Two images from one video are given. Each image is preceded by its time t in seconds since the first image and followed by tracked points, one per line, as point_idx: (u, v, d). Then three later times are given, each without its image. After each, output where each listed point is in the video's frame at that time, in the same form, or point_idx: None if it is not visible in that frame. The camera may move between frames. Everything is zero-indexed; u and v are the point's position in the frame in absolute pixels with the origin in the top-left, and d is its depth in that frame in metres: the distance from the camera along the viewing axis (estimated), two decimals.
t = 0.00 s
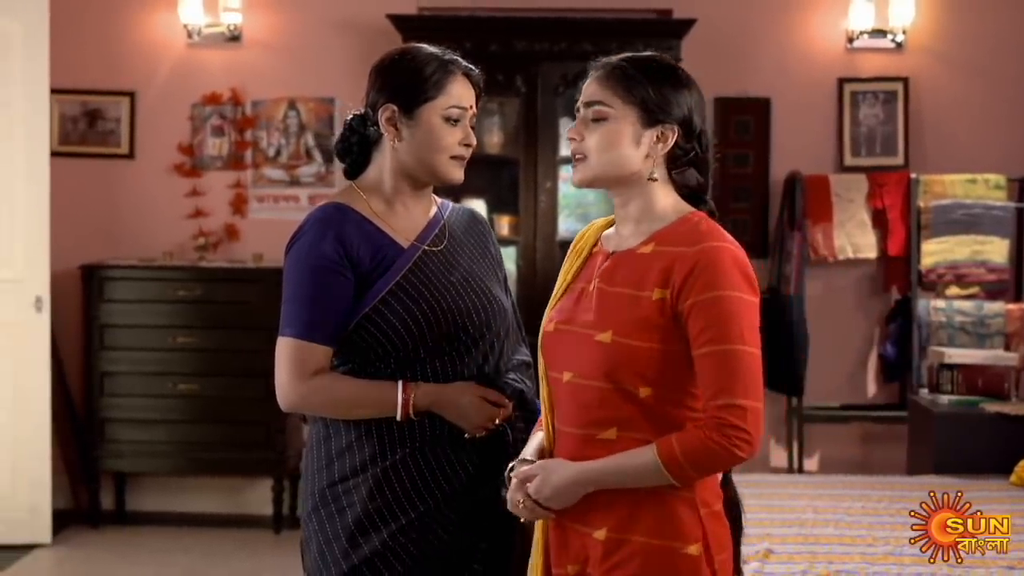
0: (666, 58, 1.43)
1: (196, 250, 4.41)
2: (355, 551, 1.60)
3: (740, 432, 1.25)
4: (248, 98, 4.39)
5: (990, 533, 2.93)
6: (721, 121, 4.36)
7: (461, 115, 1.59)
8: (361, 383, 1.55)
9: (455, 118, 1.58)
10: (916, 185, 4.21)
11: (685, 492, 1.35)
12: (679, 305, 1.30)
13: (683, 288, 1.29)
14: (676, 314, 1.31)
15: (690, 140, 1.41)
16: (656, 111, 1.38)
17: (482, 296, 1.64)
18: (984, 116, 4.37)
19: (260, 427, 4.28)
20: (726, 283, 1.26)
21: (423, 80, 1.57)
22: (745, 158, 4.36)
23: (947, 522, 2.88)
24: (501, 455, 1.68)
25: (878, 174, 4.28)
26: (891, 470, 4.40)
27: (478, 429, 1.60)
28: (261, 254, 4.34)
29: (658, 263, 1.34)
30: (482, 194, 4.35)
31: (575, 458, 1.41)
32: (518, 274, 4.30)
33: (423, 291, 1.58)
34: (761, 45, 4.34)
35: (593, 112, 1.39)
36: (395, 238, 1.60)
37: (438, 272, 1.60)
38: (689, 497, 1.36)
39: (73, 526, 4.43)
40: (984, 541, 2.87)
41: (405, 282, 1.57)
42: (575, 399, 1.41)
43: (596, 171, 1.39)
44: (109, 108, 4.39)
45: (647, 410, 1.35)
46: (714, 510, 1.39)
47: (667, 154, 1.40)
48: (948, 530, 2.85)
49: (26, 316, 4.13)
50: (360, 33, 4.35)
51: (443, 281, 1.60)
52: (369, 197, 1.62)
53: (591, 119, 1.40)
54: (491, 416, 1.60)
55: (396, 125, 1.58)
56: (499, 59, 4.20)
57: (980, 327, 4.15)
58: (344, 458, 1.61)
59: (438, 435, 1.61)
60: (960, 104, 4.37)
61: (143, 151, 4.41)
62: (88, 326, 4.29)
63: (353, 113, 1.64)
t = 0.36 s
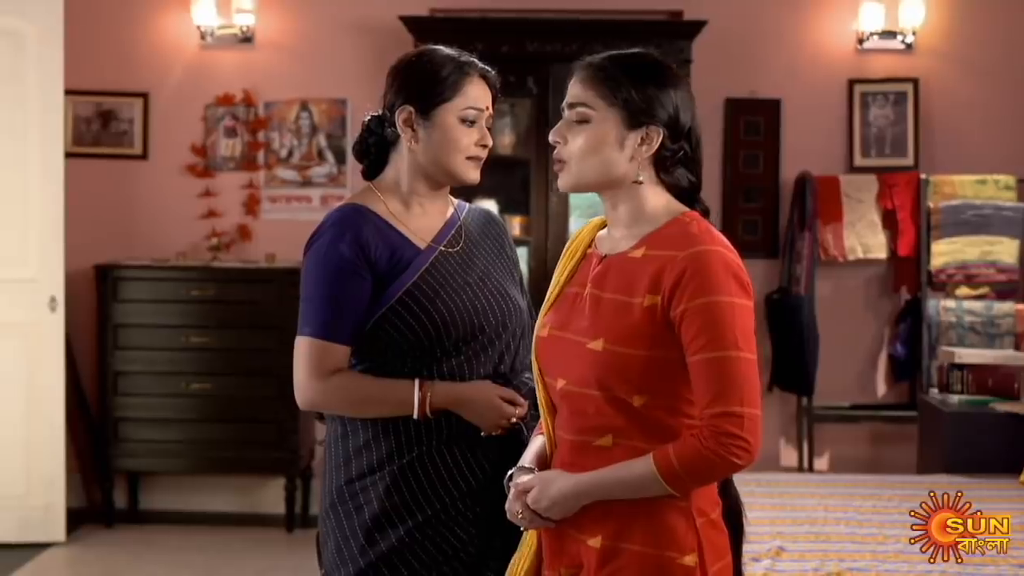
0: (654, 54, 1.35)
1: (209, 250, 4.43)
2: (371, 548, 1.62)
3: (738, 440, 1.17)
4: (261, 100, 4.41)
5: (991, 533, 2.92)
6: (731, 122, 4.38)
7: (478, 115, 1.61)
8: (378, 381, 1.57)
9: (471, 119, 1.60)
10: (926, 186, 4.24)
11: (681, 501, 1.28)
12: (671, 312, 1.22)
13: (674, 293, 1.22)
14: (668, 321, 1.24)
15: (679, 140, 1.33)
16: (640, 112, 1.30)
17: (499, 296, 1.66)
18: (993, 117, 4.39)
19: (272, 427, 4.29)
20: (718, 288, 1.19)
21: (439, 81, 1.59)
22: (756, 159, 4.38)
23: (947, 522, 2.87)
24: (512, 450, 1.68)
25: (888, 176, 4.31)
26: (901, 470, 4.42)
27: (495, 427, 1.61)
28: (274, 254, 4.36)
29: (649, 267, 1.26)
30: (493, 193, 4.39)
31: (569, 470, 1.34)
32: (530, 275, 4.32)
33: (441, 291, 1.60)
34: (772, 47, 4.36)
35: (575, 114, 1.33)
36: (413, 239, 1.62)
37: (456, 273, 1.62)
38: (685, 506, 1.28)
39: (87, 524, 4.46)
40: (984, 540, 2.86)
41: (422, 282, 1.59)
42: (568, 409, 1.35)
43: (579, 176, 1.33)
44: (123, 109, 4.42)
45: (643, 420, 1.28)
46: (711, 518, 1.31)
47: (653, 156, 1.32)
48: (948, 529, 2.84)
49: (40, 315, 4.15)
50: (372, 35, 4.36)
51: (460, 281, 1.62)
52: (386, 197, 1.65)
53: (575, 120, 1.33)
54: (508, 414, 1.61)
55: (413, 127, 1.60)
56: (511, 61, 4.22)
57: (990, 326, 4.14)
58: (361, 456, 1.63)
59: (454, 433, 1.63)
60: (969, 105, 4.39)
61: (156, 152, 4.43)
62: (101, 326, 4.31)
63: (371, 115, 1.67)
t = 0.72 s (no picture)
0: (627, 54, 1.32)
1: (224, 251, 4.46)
2: (389, 544, 1.64)
3: (725, 436, 1.16)
4: (276, 101, 4.43)
5: (991, 533, 2.93)
6: (744, 124, 4.40)
7: (495, 117, 1.62)
8: (396, 379, 1.59)
9: (489, 121, 1.62)
10: (938, 187, 4.24)
11: (667, 501, 1.26)
12: (653, 311, 1.21)
13: (656, 292, 1.20)
14: (650, 319, 1.22)
15: (653, 141, 1.30)
16: (615, 116, 1.28)
17: (515, 297, 1.68)
18: (1005, 117, 4.40)
19: (286, 427, 4.31)
20: (700, 285, 1.17)
21: (457, 83, 1.60)
22: (768, 160, 4.39)
23: (947, 522, 2.90)
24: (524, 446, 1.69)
25: (900, 176, 4.32)
26: (912, 469, 4.44)
27: (511, 426, 1.63)
28: (288, 255, 4.39)
29: (630, 266, 1.25)
30: (508, 194, 4.39)
31: (552, 473, 1.31)
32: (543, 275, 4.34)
33: (458, 291, 1.61)
34: (784, 48, 4.38)
35: (548, 117, 1.30)
36: (432, 241, 1.63)
37: (473, 273, 1.63)
38: (671, 506, 1.26)
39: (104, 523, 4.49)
40: (984, 540, 2.87)
41: (440, 282, 1.60)
42: (549, 412, 1.32)
43: (551, 179, 1.31)
44: (138, 110, 4.44)
45: (625, 422, 1.26)
46: (697, 516, 1.29)
47: (626, 158, 1.30)
48: (947, 530, 2.88)
49: (56, 315, 4.17)
50: (385, 36, 4.39)
51: (477, 281, 1.64)
52: (405, 198, 1.66)
53: (547, 124, 1.31)
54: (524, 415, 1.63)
55: (432, 128, 1.62)
56: (524, 62, 4.23)
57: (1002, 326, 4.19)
58: (380, 453, 1.65)
59: (472, 432, 1.64)
60: (982, 108, 4.40)
61: (171, 153, 4.46)
62: (118, 326, 4.34)
63: (391, 117, 1.70)
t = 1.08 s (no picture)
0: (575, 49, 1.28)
1: (242, 251, 4.49)
2: (412, 541, 1.63)
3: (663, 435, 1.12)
4: (294, 102, 4.45)
5: (991, 533, 2.97)
6: (760, 125, 4.41)
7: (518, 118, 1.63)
8: (419, 378, 1.59)
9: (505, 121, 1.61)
10: (953, 188, 4.24)
11: (602, 496, 1.22)
12: (598, 306, 1.16)
13: (602, 286, 1.15)
14: (594, 314, 1.17)
15: (605, 136, 1.26)
16: (568, 111, 1.23)
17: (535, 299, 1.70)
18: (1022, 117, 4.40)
19: (305, 427, 4.34)
20: (647, 283, 1.13)
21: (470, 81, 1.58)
22: (785, 161, 4.40)
23: (947, 522, 2.96)
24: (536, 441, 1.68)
25: (916, 177, 4.33)
26: (929, 470, 4.45)
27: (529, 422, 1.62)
28: (306, 255, 4.41)
29: (576, 260, 1.19)
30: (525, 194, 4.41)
31: (489, 464, 1.26)
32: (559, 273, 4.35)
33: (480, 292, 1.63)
34: (801, 48, 4.40)
35: (502, 114, 1.24)
36: (454, 241, 1.64)
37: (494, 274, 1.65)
38: (607, 503, 1.22)
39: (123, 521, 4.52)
40: (984, 541, 2.90)
41: (462, 283, 1.62)
42: (487, 404, 1.26)
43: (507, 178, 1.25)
44: (157, 111, 4.47)
45: (566, 417, 1.20)
46: (633, 513, 1.26)
47: (581, 153, 1.25)
48: (948, 530, 2.93)
49: (76, 315, 4.19)
50: (402, 37, 4.41)
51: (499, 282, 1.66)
52: (428, 198, 1.67)
53: (502, 121, 1.24)
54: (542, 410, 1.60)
55: (455, 130, 1.60)
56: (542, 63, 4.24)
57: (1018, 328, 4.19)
58: (403, 451, 1.65)
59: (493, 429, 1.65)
60: (1001, 113, 4.40)
61: (191, 154, 4.48)
62: (137, 326, 4.36)
63: (414, 118, 1.73)
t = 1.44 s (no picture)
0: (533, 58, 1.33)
1: (258, 252, 4.51)
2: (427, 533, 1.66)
3: (607, 431, 1.18)
4: (309, 103, 4.48)
5: (991, 534, 2.97)
6: (773, 126, 4.43)
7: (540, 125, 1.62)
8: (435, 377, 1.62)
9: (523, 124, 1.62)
10: (967, 189, 4.25)
11: (546, 493, 1.26)
12: (547, 305, 1.20)
13: (552, 286, 1.20)
14: (542, 313, 1.22)
15: (556, 147, 1.32)
16: (521, 121, 1.29)
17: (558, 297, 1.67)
18: None
19: (320, 426, 4.36)
20: (594, 284, 1.19)
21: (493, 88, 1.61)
22: (798, 162, 4.42)
23: (947, 522, 2.96)
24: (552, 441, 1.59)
25: (929, 179, 4.35)
26: (941, 470, 4.47)
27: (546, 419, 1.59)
28: (321, 256, 4.44)
29: (527, 262, 1.24)
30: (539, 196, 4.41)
31: (437, 459, 1.29)
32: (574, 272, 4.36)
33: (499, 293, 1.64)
34: (814, 50, 4.42)
35: (457, 119, 1.30)
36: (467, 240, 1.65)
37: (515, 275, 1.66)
38: (552, 499, 1.27)
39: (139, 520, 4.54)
40: (985, 541, 2.91)
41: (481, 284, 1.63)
42: (436, 401, 1.29)
43: (458, 181, 1.30)
44: (173, 113, 4.50)
45: (512, 413, 1.24)
46: (576, 513, 1.30)
47: (531, 163, 1.31)
48: (948, 530, 2.93)
49: (93, 314, 4.22)
50: (417, 39, 4.44)
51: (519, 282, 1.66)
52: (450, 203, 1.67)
53: (456, 125, 1.30)
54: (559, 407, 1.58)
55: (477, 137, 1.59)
56: (557, 65, 4.26)
57: None
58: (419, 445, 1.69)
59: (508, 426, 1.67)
60: (1014, 116, 4.42)
61: (207, 155, 4.51)
62: (153, 327, 4.39)
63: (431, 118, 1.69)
